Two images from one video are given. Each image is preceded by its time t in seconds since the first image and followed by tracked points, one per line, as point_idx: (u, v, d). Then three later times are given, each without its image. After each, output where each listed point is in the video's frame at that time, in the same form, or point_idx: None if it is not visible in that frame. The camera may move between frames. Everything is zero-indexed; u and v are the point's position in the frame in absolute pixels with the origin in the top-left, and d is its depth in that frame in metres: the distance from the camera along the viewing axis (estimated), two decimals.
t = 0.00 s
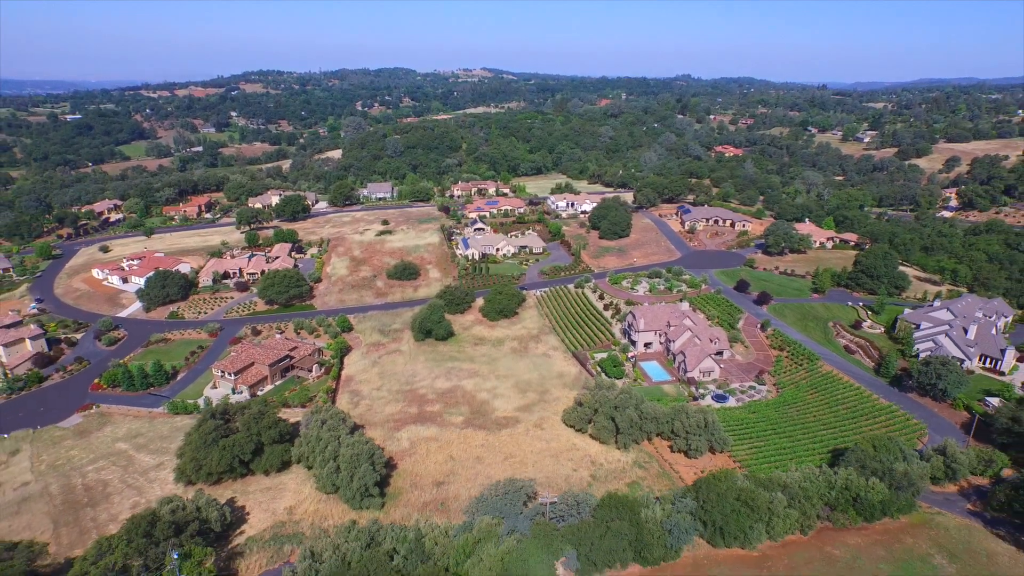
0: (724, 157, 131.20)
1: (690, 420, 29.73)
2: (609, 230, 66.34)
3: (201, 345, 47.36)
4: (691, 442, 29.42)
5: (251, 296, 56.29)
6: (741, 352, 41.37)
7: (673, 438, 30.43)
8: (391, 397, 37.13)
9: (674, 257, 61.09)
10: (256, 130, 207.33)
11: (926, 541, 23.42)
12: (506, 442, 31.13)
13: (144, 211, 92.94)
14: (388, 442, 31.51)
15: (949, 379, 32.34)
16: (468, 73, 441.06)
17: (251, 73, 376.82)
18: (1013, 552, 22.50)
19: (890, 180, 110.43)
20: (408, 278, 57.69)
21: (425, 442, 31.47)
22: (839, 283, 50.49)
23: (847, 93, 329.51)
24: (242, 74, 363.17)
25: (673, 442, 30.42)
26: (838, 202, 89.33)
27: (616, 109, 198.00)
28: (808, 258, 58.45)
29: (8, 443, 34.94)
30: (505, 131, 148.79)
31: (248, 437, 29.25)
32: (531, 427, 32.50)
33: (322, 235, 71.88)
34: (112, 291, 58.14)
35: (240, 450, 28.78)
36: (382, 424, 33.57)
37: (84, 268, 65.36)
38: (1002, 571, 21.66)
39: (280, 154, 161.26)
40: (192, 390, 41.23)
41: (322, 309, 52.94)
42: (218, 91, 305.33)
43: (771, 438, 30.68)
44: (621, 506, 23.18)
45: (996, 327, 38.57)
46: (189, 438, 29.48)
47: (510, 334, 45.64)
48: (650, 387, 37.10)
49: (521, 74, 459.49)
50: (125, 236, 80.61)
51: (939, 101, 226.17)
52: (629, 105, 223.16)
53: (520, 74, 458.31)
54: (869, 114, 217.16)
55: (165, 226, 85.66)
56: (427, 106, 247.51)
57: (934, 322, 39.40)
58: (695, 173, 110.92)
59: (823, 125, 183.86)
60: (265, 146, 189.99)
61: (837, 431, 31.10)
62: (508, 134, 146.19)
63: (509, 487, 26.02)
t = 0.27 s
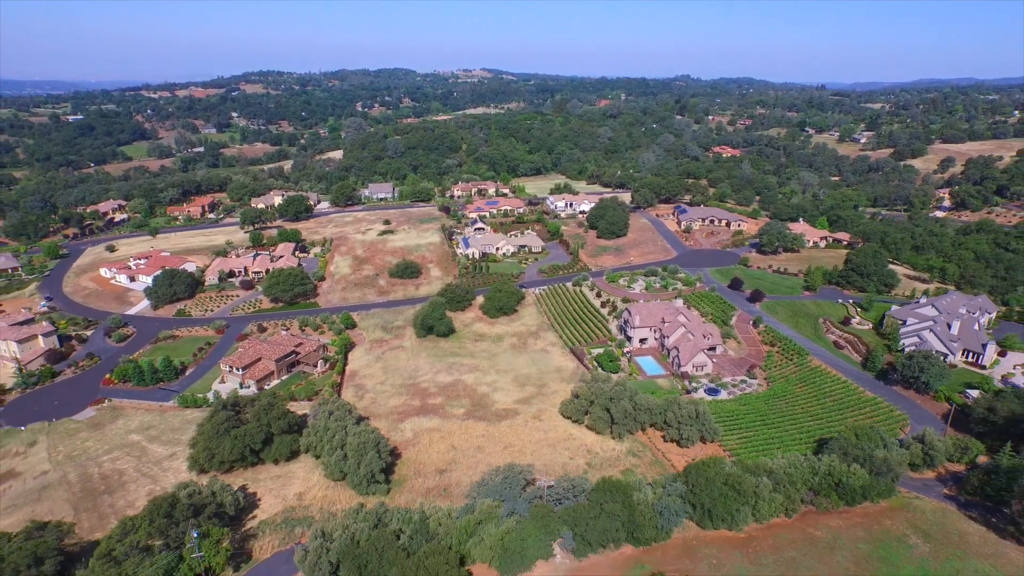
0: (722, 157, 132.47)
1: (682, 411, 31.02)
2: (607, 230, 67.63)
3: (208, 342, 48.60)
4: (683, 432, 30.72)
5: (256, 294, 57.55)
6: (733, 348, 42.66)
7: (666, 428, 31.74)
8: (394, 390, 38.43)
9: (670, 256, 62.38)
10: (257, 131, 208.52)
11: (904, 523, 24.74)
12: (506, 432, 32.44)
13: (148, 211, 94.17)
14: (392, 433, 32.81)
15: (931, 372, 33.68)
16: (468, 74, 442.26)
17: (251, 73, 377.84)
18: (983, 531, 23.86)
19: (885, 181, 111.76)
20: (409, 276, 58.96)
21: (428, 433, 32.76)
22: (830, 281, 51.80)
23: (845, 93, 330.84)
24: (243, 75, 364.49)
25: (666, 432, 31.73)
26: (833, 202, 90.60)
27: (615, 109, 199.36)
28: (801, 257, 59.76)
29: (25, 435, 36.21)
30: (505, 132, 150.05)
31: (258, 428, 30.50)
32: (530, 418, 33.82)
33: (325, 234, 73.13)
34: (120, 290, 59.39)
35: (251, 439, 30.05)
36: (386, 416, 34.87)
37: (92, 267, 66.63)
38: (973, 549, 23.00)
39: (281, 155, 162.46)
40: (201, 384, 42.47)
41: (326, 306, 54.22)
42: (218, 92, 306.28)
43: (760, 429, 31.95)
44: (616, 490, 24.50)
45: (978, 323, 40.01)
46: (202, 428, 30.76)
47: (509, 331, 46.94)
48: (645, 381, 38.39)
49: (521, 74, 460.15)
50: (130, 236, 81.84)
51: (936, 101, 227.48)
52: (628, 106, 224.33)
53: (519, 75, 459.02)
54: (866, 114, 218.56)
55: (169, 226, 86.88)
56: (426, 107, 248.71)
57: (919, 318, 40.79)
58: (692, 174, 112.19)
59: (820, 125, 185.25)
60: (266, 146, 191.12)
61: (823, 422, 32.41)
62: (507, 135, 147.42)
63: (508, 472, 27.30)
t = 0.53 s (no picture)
0: (719, 158, 133.65)
1: (676, 404, 32.14)
2: (605, 229, 68.75)
3: (214, 339, 49.64)
4: (677, 424, 31.81)
5: (260, 292, 58.62)
6: (727, 344, 43.77)
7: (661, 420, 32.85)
8: (397, 385, 39.55)
9: (667, 255, 63.49)
10: (258, 131, 209.56)
11: (887, 509, 25.89)
12: (506, 424, 33.57)
13: (152, 211, 95.22)
14: (395, 425, 33.93)
15: (917, 366, 34.87)
16: (467, 74, 443.33)
17: (251, 74, 378.66)
18: (961, 515, 25.03)
19: (880, 181, 112.95)
20: (411, 275, 60.05)
21: (430, 425, 33.87)
22: (823, 279, 52.93)
23: (844, 94, 332.36)
24: (243, 75, 365.50)
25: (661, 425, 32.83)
26: (829, 202, 91.72)
27: (614, 110, 200.57)
28: (795, 256, 60.90)
29: (38, 429, 37.31)
30: (504, 133, 151.20)
31: (267, 420, 31.59)
32: (529, 411, 34.95)
33: (327, 234, 74.21)
34: (126, 288, 60.47)
35: (259, 431, 31.11)
36: (390, 409, 35.99)
37: (98, 267, 67.70)
38: (950, 532, 24.15)
39: (282, 155, 163.49)
40: (208, 379, 43.60)
41: (329, 304, 55.31)
42: (219, 92, 307.26)
43: (751, 421, 33.04)
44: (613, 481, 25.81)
45: (964, 320, 41.29)
46: (212, 421, 31.85)
47: (509, 328, 48.05)
48: (641, 376, 39.51)
49: (520, 75, 460.78)
50: (135, 236, 82.87)
51: (933, 102, 228.78)
52: (626, 106, 225.48)
53: (518, 75, 459.56)
54: (863, 115, 219.93)
55: (173, 226, 87.93)
56: (426, 107, 249.73)
57: (907, 315, 42.06)
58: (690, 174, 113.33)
59: (817, 126, 186.52)
60: (267, 147, 192.03)
61: (812, 414, 33.52)
62: (507, 136, 148.54)
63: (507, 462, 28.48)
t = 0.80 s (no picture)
0: (717, 158, 134.83)
1: (670, 397, 33.26)
2: (603, 229, 69.87)
3: (220, 336, 50.69)
4: (671, 416, 32.93)
5: (265, 291, 59.71)
6: (721, 340, 44.88)
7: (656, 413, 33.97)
8: (400, 380, 40.68)
9: (663, 254, 64.63)
10: (258, 132, 210.54)
11: (871, 496, 27.02)
12: (505, 417, 34.70)
13: (155, 211, 96.26)
14: (399, 418, 35.05)
15: (904, 362, 36.05)
16: (466, 74, 444.35)
17: (251, 74, 379.45)
18: (940, 501, 26.18)
19: (876, 181, 114.13)
20: (412, 274, 61.16)
21: (432, 418, 35.00)
22: (816, 278, 54.06)
23: (842, 95, 333.65)
24: (243, 76, 366.36)
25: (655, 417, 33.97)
26: (824, 201, 92.85)
27: (613, 111, 201.65)
28: (789, 255, 62.03)
29: (52, 422, 38.49)
30: (504, 133, 152.31)
31: (274, 412, 32.67)
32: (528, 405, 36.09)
33: (329, 234, 75.29)
34: (133, 287, 61.56)
35: (267, 423, 32.21)
36: (392, 403, 37.12)
37: (104, 266, 68.79)
38: (930, 517, 25.29)
39: (283, 156, 164.54)
40: (215, 375, 44.69)
41: (332, 302, 56.42)
42: (219, 93, 308.29)
43: (743, 413, 34.14)
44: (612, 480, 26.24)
45: (952, 316, 42.50)
46: (221, 413, 32.96)
47: (508, 325, 49.18)
48: (637, 371, 40.62)
49: (520, 75, 462.11)
50: (139, 236, 83.90)
51: (930, 103, 230.14)
52: (625, 107, 226.56)
53: (518, 75, 460.61)
54: (861, 115, 221.24)
55: (176, 226, 88.99)
56: (426, 108, 250.82)
57: (896, 312, 43.26)
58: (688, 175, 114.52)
59: (815, 126, 187.67)
60: (268, 147, 192.99)
61: (802, 407, 34.63)
62: (506, 136, 149.65)
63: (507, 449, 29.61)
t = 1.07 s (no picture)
0: (714, 159, 136.16)
1: (663, 388, 34.55)
2: (600, 228, 71.18)
3: (226, 332, 51.96)
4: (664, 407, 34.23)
5: (269, 288, 61.01)
6: (715, 336, 46.18)
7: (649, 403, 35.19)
8: (403, 373, 42.00)
9: (660, 252, 65.98)
10: (259, 132, 211.77)
11: (854, 481, 28.36)
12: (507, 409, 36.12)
13: (159, 211, 97.54)
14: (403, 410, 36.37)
15: (889, 355, 37.45)
16: (466, 75, 445.97)
17: (251, 75, 380.80)
18: (918, 485, 27.55)
19: (871, 181, 115.49)
20: (414, 272, 62.47)
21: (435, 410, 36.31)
22: (808, 276, 55.43)
23: (840, 95, 335.30)
24: (243, 76, 367.33)
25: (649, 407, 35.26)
26: (819, 201, 94.17)
27: (612, 111, 203.03)
28: (783, 254, 63.43)
29: (66, 415, 39.82)
30: (503, 134, 153.65)
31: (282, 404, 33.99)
32: (527, 397, 37.49)
33: (332, 233, 76.60)
34: (140, 285, 62.84)
35: (277, 413, 33.52)
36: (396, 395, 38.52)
37: (110, 265, 70.07)
38: (908, 500, 26.66)
39: (285, 157, 165.84)
40: (222, 369, 45.99)
41: (336, 300, 57.72)
42: (220, 93, 309.40)
43: (734, 404, 35.42)
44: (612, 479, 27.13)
45: (937, 312, 43.96)
46: (232, 405, 34.33)
47: (508, 321, 50.52)
48: (632, 365, 41.98)
49: (519, 76, 463.68)
50: (144, 235, 85.19)
51: (927, 104, 231.76)
52: (624, 107, 227.84)
53: (518, 76, 462.88)
54: (858, 115, 222.78)
55: (180, 225, 90.29)
56: (425, 108, 251.61)
57: (884, 307, 44.73)
58: (685, 175, 115.83)
59: (813, 127, 189.11)
60: (269, 148, 194.15)
61: (791, 398, 35.93)
62: (505, 137, 150.96)
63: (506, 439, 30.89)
